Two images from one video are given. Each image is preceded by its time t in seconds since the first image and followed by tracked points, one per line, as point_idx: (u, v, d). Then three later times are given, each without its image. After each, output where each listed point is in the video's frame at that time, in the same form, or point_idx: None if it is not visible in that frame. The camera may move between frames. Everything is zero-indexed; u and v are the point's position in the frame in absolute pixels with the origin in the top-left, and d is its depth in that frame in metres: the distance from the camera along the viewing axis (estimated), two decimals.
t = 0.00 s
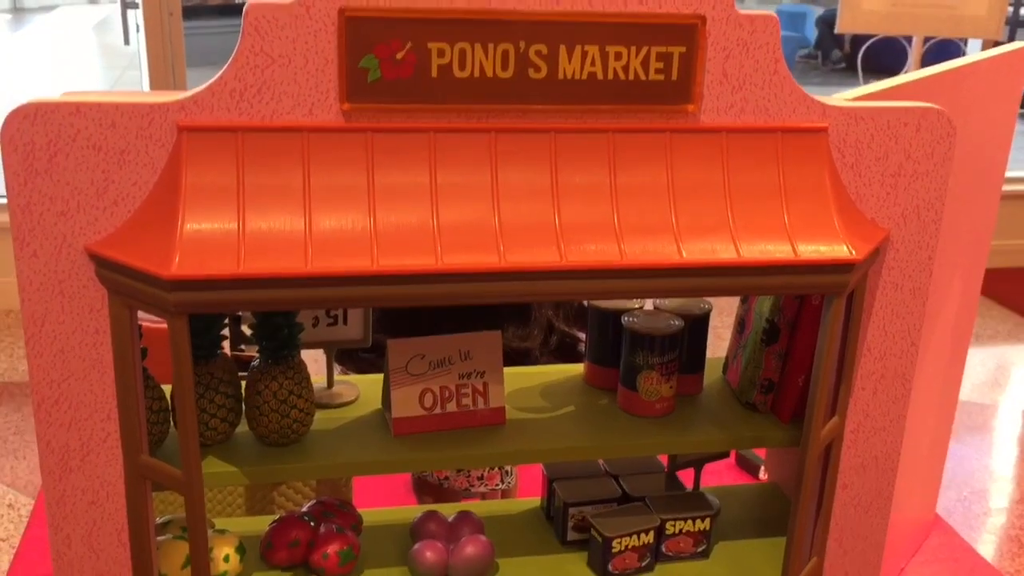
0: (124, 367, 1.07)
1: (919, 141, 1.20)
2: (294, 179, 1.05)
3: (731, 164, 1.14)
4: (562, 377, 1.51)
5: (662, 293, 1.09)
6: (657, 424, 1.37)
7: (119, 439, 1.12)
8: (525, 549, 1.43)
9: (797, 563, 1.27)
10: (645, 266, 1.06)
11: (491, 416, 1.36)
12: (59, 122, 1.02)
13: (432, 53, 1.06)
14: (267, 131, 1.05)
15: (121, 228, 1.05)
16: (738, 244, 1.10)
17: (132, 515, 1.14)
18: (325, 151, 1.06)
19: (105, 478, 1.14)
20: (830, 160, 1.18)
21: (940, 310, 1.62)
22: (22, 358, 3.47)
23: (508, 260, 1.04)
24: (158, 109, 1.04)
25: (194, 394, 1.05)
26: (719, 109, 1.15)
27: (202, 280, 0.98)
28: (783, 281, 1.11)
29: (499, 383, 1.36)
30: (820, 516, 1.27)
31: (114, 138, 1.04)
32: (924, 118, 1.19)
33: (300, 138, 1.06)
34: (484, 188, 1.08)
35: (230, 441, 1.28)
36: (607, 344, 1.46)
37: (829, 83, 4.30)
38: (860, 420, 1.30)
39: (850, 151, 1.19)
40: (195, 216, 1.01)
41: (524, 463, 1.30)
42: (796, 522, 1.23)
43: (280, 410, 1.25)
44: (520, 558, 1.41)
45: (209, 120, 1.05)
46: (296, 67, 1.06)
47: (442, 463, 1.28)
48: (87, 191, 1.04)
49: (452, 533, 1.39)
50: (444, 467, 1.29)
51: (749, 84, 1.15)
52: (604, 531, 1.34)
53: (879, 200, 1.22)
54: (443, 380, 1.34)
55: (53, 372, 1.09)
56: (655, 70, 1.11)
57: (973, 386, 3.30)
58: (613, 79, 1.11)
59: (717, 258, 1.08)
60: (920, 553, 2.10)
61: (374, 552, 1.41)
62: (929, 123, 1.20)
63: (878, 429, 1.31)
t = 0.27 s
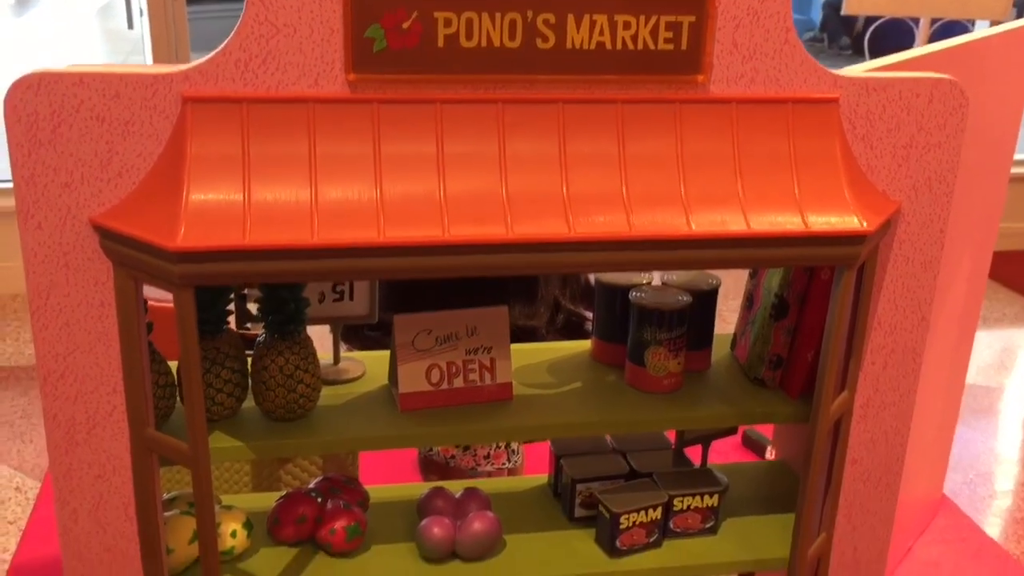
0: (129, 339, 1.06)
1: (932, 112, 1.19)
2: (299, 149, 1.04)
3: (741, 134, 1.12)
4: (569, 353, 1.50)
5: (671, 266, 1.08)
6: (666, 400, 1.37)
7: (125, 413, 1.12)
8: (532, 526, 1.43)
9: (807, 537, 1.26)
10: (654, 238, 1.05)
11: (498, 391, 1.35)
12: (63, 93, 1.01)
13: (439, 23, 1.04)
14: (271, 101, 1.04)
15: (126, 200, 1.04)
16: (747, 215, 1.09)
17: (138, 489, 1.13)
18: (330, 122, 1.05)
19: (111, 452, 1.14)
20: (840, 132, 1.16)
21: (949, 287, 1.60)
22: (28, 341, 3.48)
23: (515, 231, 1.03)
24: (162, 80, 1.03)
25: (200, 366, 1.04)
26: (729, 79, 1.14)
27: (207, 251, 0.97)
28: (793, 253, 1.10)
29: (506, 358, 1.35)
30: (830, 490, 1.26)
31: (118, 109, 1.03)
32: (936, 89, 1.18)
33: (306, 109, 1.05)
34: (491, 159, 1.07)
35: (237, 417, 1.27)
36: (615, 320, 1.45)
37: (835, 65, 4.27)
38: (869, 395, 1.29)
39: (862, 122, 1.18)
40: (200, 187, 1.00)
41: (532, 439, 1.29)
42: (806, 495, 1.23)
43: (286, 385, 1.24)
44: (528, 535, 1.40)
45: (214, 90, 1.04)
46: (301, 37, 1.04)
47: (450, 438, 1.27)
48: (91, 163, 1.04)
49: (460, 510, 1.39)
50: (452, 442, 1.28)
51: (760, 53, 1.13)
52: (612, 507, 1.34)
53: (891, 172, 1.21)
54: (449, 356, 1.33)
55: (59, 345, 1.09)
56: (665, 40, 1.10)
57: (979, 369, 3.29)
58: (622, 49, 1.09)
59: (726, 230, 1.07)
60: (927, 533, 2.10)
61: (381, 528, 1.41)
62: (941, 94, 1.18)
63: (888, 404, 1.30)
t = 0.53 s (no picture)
0: (130, 300, 1.04)
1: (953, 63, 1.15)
2: (301, 103, 1.01)
3: (756, 86, 1.09)
4: (580, 317, 1.48)
5: (685, 222, 1.05)
6: (678, 363, 1.34)
7: (127, 376, 1.10)
8: (543, 491, 1.41)
9: (823, 500, 1.24)
10: (667, 193, 1.02)
11: (507, 354, 1.33)
12: (58, 46, 0.98)
13: None
14: (272, 54, 1.02)
15: (124, 157, 1.01)
16: (762, 169, 1.06)
17: (142, 453, 1.12)
18: (333, 75, 1.02)
19: (114, 416, 1.12)
20: (858, 83, 1.13)
21: (968, 248, 1.57)
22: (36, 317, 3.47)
23: (524, 187, 1.00)
24: (159, 32, 1.00)
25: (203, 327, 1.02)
26: (743, 29, 1.11)
27: (208, 207, 0.95)
28: (810, 208, 1.07)
29: (515, 321, 1.32)
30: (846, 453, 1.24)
31: (115, 63, 1.00)
32: (956, 39, 1.14)
33: (308, 62, 1.02)
34: (498, 113, 1.04)
35: (242, 381, 1.25)
36: (626, 283, 1.42)
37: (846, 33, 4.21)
38: (886, 356, 1.26)
39: (880, 73, 1.14)
40: (200, 142, 0.98)
41: (542, 402, 1.27)
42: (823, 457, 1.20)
43: (291, 347, 1.22)
44: (538, 501, 1.38)
45: (213, 43, 1.02)
46: None
47: (459, 402, 1.25)
48: (89, 119, 1.01)
49: (469, 475, 1.37)
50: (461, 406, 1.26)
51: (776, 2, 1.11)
52: (624, 471, 1.32)
53: (910, 125, 1.18)
54: (458, 319, 1.30)
55: (59, 306, 1.07)
56: None
57: (991, 339, 3.26)
58: None
59: (741, 184, 1.04)
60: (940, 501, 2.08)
61: (390, 494, 1.39)
62: (962, 44, 1.15)
63: (905, 365, 1.27)
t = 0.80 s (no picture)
0: (115, 266, 0.97)
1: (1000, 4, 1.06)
2: (293, 49, 0.94)
3: (783, 28, 1.01)
4: (593, 282, 1.41)
5: (707, 176, 0.98)
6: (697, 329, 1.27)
7: (114, 347, 1.03)
8: (555, 464, 1.35)
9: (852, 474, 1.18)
10: (688, 145, 0.95)
11: (517, 322, 1.26)
12: None
13: None
14: None
15: (104, 110, 0.94)
16: (791, 119, 0.98)
17: (131, 428, 1.05)
18: (327, 16, 0.94)
19: (102, 388, 1.06)
20: (893, 25, 1.05)
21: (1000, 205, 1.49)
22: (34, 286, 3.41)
23: (534, 139, 0.93)
24: None
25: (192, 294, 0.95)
26: None
27: (194, 163, 0.88)
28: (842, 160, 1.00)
29: (525, 287, 1.25)
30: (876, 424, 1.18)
31: (92, 8, 0.93)
32: None
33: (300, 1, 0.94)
34: (505, 58, 0.96)
35: (239, 350, 1.19)
36: (642, 245, 1.35)
37: None
38: (919, 320, 1.19)
39: (918, 15, 1.06)
40: (184, 92, 0.91)
41: (554, 371, 1.20)
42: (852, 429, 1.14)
43: (289, 316, 1.15)
44: (550, 474, 1.33)
45: None
46: None
47: (468, 372, 1.19)
48: (65, 70, 0.94)
49: (478, 448, 1.31)
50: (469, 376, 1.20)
51: None
52: (640, 444, 1.26)
53: (952, 73, 1.09)
54: (465, 284, 1.23)
55: (40, 273, 1.00)
56: None
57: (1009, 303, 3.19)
58: None
59: (768, 135, 0.97)
60: (962, 468, 2.02)
61: (396, 468, 1.33)
62: None
63: (939, 330, 1.21)
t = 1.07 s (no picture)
0: (74, 246, 0.88)
1: None
2: (267, 3, 0.83)
3: None
4: (602, 262, 1.31)
5: (732, 146, 0.88)
6: (715, 313, 1.17)
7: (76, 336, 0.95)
8: (561, 457, 1.26)
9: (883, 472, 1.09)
10: (710, 111, 0.85)
11: (519, 306, 1.17)
12: None
13: None
14: None
15: (58, 72, 0.84)
16: (824, 80, 0.88)
17: (96, 423, 0.96)
18: None
19: (64, 380, 0.97)
20: None
21: None
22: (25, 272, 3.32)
23: (537, 104, 0.83)
24: None
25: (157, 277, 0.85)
26: None
27: (155, 132, 0.78)
28: (882, 127, 0.90)
29: (529, 267, 1.16)
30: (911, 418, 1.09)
31: None
32: None
33: None
34: (505, 13, 0.86)
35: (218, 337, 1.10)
36: (655, 222, 1.25)
37: None
38: (959, 304, 1.09)
39: None
40: (145, 52, 0.81)
41: (560, 359, 1.10)
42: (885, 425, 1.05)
43: (271, 299, 1.06)
44: (556, 468, 1.23)
45: None
46: None
47: (467, 359, 1.09)
48: (14, 27, 0.84)
49: (478, 441, 1.22)
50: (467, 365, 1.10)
51: None
52: (653, 437, 1.16)
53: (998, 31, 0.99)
54: (463, 265, 1.13)
55: None
56: None
57: None
58: None
59: (799, 99, 0.87)
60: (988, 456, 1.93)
61: (391, 461, 1.24)
62: None
63: (980, 314, 1.11)
